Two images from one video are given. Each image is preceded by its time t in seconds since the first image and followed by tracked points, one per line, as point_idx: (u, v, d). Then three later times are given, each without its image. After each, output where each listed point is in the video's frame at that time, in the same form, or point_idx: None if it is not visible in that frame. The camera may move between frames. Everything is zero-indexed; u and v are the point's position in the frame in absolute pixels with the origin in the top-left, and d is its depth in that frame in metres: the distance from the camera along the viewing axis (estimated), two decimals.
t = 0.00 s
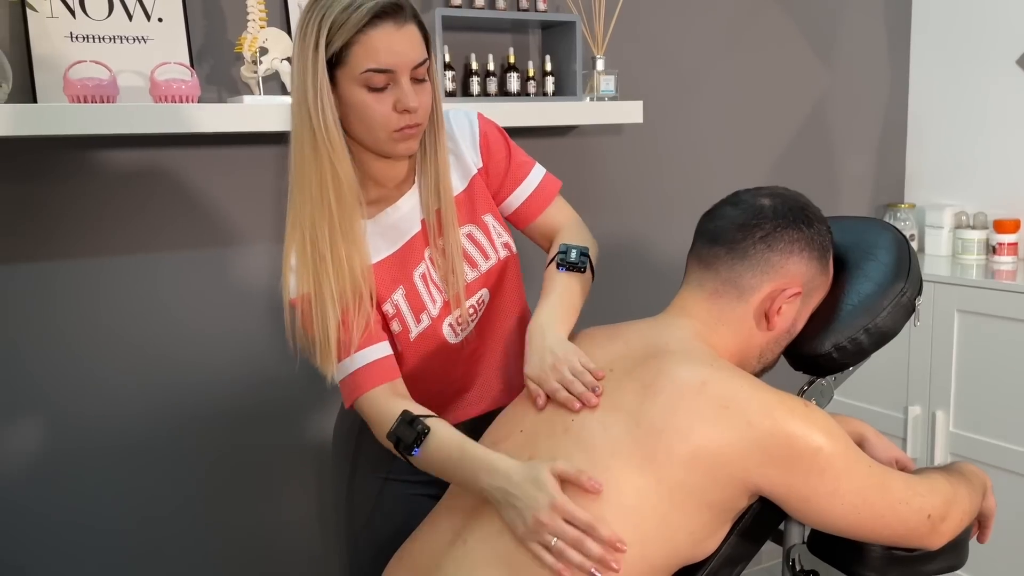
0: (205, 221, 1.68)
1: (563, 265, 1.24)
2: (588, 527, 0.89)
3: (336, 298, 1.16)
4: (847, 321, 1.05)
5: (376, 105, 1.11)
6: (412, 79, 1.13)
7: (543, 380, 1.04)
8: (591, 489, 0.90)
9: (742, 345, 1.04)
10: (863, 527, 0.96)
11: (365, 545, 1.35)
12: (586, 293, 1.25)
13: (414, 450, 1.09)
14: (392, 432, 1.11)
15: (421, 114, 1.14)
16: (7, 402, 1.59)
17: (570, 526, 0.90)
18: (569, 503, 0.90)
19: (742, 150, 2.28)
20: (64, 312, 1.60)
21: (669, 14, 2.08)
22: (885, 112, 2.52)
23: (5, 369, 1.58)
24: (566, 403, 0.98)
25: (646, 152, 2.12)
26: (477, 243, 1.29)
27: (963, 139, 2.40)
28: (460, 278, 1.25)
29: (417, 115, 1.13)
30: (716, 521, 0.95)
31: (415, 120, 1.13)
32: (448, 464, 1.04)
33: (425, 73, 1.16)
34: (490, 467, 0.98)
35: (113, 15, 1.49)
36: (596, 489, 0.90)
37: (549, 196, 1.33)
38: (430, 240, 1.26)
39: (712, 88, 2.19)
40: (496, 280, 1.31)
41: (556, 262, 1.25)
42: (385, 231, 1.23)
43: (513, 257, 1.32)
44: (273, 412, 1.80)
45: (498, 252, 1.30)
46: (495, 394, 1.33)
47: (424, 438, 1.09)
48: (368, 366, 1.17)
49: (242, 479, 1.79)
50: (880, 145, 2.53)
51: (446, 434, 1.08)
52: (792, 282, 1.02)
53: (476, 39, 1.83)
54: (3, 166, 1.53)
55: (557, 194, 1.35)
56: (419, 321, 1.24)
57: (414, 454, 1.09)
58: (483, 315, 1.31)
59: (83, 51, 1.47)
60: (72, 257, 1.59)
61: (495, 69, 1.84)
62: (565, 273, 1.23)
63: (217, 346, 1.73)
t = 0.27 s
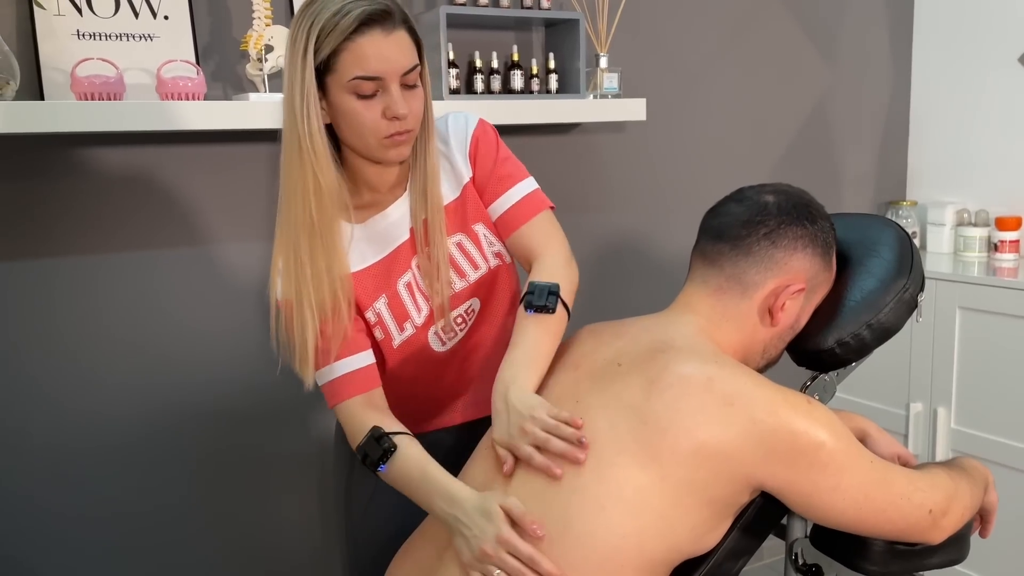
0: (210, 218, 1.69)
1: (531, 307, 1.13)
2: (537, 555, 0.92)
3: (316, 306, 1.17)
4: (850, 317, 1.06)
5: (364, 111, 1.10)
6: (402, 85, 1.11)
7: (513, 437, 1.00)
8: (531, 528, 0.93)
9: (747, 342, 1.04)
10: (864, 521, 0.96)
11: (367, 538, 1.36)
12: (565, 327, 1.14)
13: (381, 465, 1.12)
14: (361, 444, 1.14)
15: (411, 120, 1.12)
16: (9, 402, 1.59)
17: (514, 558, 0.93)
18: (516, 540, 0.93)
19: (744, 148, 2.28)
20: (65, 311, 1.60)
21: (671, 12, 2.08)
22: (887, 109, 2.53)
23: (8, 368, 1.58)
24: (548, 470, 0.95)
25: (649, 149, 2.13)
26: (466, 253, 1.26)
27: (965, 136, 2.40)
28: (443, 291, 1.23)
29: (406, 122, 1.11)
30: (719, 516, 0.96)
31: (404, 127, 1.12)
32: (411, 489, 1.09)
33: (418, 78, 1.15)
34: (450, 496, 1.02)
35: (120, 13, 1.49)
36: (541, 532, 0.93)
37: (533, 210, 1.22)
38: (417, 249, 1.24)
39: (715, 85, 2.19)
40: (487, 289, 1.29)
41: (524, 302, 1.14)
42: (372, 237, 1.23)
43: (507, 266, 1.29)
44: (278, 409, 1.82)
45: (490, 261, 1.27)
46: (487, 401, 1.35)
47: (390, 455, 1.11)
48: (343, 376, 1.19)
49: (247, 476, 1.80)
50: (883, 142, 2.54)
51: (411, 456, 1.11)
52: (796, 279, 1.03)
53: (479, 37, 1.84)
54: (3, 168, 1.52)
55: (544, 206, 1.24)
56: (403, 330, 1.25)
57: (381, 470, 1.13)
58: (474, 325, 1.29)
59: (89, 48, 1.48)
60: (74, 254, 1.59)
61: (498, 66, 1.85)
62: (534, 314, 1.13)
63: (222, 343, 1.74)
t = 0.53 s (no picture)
0: (217, 215, 1.69)
1: (518, 338, 1.05)
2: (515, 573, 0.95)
3: (289, 315, 1.22)
4: (851, 313, 1.07)
5: (357, 117, 1.10)
6: (396, 91, 1.11)
7: (526, 490, 0.95)
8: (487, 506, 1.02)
9: (750, 337, 1.05)
10: (865, 515, 0.98)
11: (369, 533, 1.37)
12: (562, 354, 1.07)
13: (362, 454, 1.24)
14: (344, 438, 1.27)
15: (404, 126, 1.12)
16: (13, 403, 1.58)
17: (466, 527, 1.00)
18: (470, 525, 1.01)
19: (745, 145, 2.29)
20: (67, 310, 1.60)
21: (674, 10, 2.09)
22: (888, 106, 2.54)
23: (14, 365, 1.57)
24: (570, 536, 0.92)
25: (652, 146, 2.14)
26: (450, 268, 1.24)
27: (965, 133, 2.41)
28: (421, 304, 1.22)
29: (399, 128, 1.11)
30: (723, 509, 0.97)
31: (398, 133, 1.12)
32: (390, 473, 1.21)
33: (412, 84, 1.14)
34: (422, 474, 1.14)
35: (126, 11, 1.50)
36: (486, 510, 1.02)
37: (521, 221, 1.15)
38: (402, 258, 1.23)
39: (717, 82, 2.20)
40: (471, 304, 1.27)
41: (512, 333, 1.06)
42: (354, 244, 1.24)
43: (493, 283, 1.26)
44: (284, 404, 1.83)
45: (474, 277, 1.25)
46: (477, 411, 1.33)
47: (371, 446, 1.23)
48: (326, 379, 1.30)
49: (254, 471, 1.81)
50: (883, 139, 2.55)
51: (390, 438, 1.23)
52: (799, 275, 1.04)
53: (483, 35, 1.85)
54: (6, 168, 1.52)
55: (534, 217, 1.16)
56: (379, 337, 1.26)
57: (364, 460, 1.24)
58: (457, 339, 1.28)
59: (96, 46, 1.49)
60: (78, 252, 1.59)
61: (502, 64, 1.86)
62: (523, 346, 1.05)
63: (227, 340, 1.74)
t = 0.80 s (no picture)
0: (222, 212, 1.70)
1: (560, 297, 1.06)
2: None
3: (298, 310, 1.23)
4: (850, 310, 1.08)
5: (363, 116, 1.11)
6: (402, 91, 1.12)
7: (574, 454, 0.94)
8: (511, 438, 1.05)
9: (749, 333, 1.07)
10: (863, 509, 0.99)
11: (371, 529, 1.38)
12: (603, 317, 1.06)
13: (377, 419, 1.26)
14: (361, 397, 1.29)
15: (410, 125, 1.13)
16: (17, 397, 1.60)
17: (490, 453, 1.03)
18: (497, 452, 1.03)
19: (746, 143, 2.30)
20: (70, 307, 1.61)
21: (674, 8, 2.10)
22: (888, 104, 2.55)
23: (19, 361, 1.59)
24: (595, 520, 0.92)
25: (653, 144, 2.15)
26: (454, 264, 1.27)
27: (964, 130, 2.42)
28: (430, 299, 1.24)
29: (405, 126, 1.12)
30: (723, 502, 0.98)
31: (404, 132, 1.13)
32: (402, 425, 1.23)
33: (417, 83, 1.16)
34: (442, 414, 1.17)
35: (130, 10, 1.51)
36: (512, 431, 1.06)
37: (541, 198, 1.16)
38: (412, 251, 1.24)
39: (717, 80, 2.21)
40: (474, 300, 1.30)
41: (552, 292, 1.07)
42: (360, 241, 1.25)
43: (496, 280, 1.29)
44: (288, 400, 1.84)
45: (478, 273, 1.28)
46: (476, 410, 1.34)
47: (383, 413, 1.26)
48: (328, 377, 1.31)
49: (258, 465, 1.83)
50: (883, 137, 2.56)
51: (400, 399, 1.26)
52: (798, 271, 1.05)
53: (484, 33, 1.86)
54: (12, 165, 1.53)
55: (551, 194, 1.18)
56: (384, 333, 1.27)
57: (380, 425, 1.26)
58: (461, 334, 1.30)
59: (100, 44, 1.50)
60: (81, 250, 1.60)
61: (503, 62, 1.87)
62: (564, 305, 1.06)
63: (232, 336, 1.75)
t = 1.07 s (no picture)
0: (227, 209, 1.71)
1: (587, 257, 1.16)
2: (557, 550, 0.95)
3: (323, 303, 1.22)
4: (848, 306, 1.09)
5: (370, 113, 1.12)
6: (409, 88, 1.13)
7: (572, 384, 1.02)
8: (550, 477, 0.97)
9: (749, 328, 1.08)
10: (862, 501, 1.00)
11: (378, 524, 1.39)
12: (620, 280, 1.17)
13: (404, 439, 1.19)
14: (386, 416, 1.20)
15: (417, 122, 1.14)
16: (19, 392, 1.60)
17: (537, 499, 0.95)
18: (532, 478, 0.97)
19: (746, 140, 2.31)
20: (72, 302, 1.61)
21: (675, 5, 2.11)
22: (888, 101, 2.55)
23: (25, 356, 1.60)
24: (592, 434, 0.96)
25: (654, 141, 2.16)
26: (468, 256, 1.28)
27: (964, 127, 2.43)
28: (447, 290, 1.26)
29: (412, 123, 1.13)
30: (723, 494, 1.00)
31: (411, 128, 1.14)
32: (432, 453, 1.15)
33: (424, 80, 1.16)
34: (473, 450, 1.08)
35: (134, 7, 1.52)
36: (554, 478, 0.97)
37: (570, 185, 1.25)
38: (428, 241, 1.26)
39: (718, 77, 2.22)
40: (486, 292, 1.30)
41: (579, 254, 1.18)
42: (376, 236, 1.25)
43: (508, 271, 1.30)
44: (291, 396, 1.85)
45: (490, 264, 1.29)
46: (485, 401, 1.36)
47: (412, 429, 1.18)
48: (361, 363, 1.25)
49: (262, 460, 1.84)
50: (883, 134, 2.57)
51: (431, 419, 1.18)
52: (797, 267, 1.06)
53: (486, 31, 1.87)
54: (17, 162, 1.54)
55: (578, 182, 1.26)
56: (401, 328, 1.27)
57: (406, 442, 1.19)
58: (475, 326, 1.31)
59: (104, 42, 1.51)
60: (84, 245, 1.61)
61: (504, 59, 1.88)
62: (590, 265, 1.16)
63: (236, 332, 1.76)
